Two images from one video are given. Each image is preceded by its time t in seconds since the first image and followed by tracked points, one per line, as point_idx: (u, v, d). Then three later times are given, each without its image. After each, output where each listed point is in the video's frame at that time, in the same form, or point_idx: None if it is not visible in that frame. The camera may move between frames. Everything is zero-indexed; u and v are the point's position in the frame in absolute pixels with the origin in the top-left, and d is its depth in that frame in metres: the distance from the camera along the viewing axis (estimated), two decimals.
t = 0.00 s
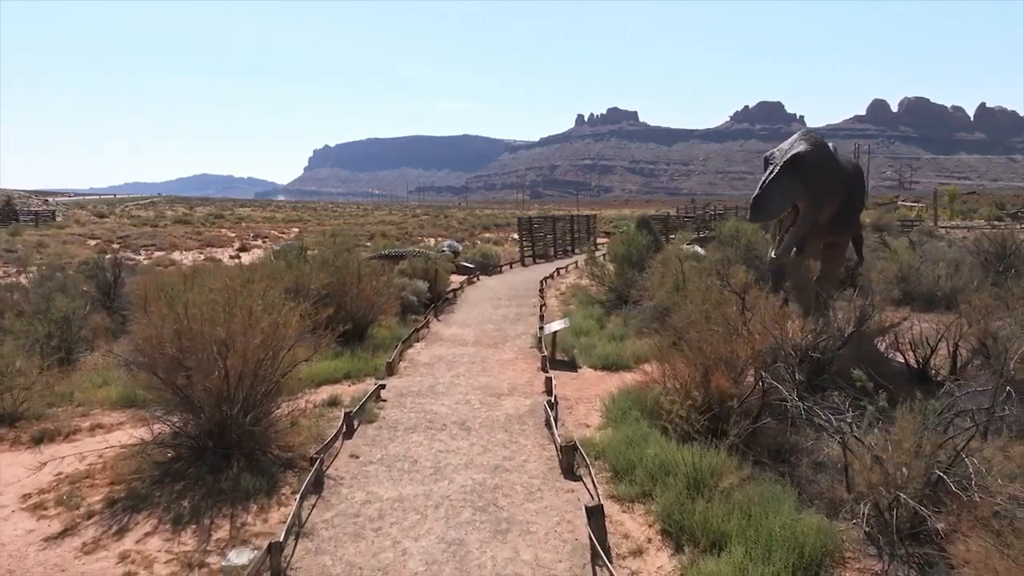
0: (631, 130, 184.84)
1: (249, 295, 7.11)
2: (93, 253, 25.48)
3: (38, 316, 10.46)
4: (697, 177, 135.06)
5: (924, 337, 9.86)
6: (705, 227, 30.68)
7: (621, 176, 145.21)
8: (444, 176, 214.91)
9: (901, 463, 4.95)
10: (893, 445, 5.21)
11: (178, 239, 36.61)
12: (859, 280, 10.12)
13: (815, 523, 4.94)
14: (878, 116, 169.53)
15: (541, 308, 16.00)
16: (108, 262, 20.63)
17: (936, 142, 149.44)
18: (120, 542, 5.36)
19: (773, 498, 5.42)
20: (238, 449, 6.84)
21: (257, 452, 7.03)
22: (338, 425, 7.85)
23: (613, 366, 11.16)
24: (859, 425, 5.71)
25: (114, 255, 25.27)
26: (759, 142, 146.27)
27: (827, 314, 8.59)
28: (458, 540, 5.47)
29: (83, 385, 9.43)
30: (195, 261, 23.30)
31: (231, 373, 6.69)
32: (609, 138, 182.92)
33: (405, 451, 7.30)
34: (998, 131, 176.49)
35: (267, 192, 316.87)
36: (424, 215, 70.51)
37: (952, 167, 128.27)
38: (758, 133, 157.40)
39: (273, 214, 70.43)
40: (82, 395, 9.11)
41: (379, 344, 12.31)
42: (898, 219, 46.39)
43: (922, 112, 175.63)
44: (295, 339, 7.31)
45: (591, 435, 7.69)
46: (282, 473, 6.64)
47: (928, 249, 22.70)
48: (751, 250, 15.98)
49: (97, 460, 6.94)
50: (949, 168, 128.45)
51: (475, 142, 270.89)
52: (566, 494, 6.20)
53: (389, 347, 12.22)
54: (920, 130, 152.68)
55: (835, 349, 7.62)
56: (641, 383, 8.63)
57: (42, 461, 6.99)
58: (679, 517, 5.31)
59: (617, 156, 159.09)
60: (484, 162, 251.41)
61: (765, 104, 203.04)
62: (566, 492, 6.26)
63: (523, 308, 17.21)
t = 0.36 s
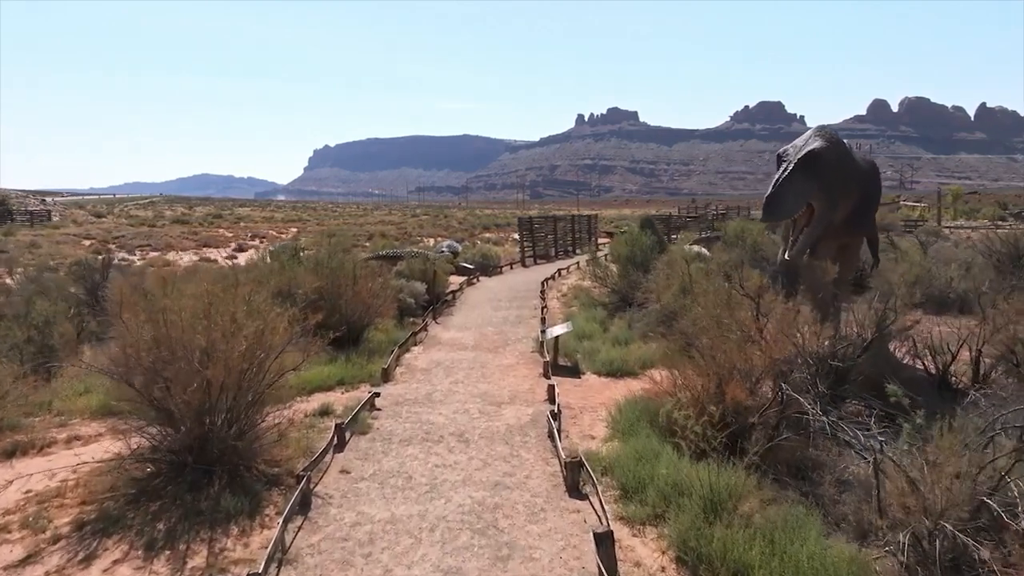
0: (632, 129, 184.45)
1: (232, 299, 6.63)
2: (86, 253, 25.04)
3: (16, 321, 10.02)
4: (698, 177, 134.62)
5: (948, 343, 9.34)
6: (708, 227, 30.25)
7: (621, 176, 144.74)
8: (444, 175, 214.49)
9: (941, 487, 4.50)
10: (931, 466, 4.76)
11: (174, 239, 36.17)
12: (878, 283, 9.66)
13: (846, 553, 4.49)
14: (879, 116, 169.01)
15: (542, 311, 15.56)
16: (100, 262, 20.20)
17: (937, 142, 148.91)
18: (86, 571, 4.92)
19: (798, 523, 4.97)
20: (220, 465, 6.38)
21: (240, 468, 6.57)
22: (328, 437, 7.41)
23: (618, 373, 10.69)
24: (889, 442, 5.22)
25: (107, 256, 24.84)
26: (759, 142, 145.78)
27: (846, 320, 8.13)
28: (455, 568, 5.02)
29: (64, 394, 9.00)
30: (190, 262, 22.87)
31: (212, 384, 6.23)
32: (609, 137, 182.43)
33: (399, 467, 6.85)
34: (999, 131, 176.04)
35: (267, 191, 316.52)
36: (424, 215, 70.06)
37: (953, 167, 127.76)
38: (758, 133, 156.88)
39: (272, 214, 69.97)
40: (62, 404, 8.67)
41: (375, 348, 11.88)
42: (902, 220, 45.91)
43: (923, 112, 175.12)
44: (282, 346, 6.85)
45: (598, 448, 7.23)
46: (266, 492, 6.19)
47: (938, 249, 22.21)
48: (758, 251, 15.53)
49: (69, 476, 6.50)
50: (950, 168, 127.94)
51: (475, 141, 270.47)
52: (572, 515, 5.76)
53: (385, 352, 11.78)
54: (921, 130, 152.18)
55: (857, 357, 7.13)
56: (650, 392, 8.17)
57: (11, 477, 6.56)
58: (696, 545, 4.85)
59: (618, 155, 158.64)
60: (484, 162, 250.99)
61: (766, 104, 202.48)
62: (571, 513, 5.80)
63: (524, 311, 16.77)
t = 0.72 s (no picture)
0: (632, 129, 184.04)
1: (215, 303, 6.23)
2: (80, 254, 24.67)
3: None
4: (699, 177, 134.21)
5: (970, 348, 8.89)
6: (711, 227, 29.84)
7: (621, 176, 144.31)
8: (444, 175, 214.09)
9: (988, 517, 4.08)
10: (974, 492, 4.34)
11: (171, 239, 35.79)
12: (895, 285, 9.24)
13: None
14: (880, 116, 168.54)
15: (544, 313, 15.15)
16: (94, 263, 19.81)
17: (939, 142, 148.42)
18: None
19: (826, 550, 4.55)
20: (201, 482, 5.96)
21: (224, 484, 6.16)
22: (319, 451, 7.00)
23: (623, 379, 10.28)
24: (923, 461, 4.79)
25: (101, 257, 24.46)
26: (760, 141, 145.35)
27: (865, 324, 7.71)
28: None
29: (44, 402, 8.60)
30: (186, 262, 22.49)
31: (193, 395, 5.81)
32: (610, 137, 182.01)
33: (393, 482, 6.44)
34: (1000, 131, 175.65)
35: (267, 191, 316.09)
36: (424, 215, 69.73)
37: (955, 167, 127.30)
38: (758, 132, 156.47)
39: (270, 214, 69.56)
40: (42, 413, 8.27)
41: (371, 353, 11.46)
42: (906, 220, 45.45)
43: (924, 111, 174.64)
44: (270, 354, 6.44)
45: (604, 462, 6.81)
46: (250, 511, 5.77)
47: (947, 250, 21.76)
48: (765, 253, 15.12)
49: (42, 494, 6.10)
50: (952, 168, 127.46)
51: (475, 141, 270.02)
52: (578, 538, 5.35)
53: (382, 357, 11.38)
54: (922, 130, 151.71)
55: (878, 364, 6.69)
56: (659, 401, 7.75)
57: None
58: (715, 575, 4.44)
59: (618, 155, 158.24)
60: (485, 161, 250.60)
61: (767, 104, 202.19)
62: (577, 535, 5.40)
63: (525, 313, 16.36)
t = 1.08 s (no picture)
0: (632, 129, 183.68)
1: (192, 310, 5.74)
2: (72, 255, 24.23)
3: None
4: (699, 176, 133.75)
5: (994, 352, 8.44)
6: (715, 227, 29.38)
7: (621, 176, 143.80)
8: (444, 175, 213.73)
9: None
10: None
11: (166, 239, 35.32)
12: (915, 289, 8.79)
13: None
14: (881, 116, 168.07)
15: (545, 316, 14.69)
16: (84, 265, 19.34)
17: (939, 141, 147.97)
18: None
19: None
20: (177, 505, 5.50)
21: (202, 505, 5.70)
22: (306, 467, 6.55)
23: (629, 386, 9.83)
24: (972, 491, 4.32)
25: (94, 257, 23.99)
26: (760, 141, 144.91)
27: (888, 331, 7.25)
28: None
29: (19, 412, 8.14)
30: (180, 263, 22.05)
31: (169, 411, 5.34)
32: (610, 137, 181.53)
33: (385, 502, 5.98)
34: (1001, 130, 175.05)
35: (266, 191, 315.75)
36: (423, 215, 69.29)
37: (956, 167, 126.79)
38: (759, 132, 156.02)
39: (269, 214, 69.16)
40: (15, 424, 7.81)
41: (366, 359, 11.00)
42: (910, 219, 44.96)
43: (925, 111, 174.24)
44: (253, 364, 5.96)
45: (612, 479, 6.34)
46: (229, 537, 5.33)
47: (957, 250, 21.26)
48: (773, 254, 14.66)
49: (8, 516, 5.67)
50: (953, 167, 126.95)
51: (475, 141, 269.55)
52: (585, 567, 4.90)
53: (377, 362, 10.92)
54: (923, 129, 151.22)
55: (905, 375, 6.23)
56: (669, 412, 7.28)
57: None
58: None
59: (619, 155, 157.77)
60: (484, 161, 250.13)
61: (767, 104, 201.72)
62: (584, 563, 4.95)
63: (527, 315, 15.90)
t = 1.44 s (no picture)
0: (632, 129, 183.15)
1: (166, 318, 5.25)
2: (64, 255, 23.79)
3: None
4: (700, 176, 133.25)
5: (1019, 358, 7.97)
6: (718, 228, 28.90)
7: (621, 176, 143.30)
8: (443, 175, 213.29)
9: None
10: None
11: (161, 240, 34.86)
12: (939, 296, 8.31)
13: None
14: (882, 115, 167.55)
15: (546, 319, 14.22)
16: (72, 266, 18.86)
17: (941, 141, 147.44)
18: None
19: None
20: (147, 532, 5.03)
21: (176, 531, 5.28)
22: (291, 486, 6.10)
23: (635, 395, 9.36)
24: None
25: (85, 258, 23.53)
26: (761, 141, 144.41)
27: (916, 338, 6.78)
28: None
29: None
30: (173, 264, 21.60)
31: (138, 430, 4.87)
32: (610, 137, 181.05)
33: (376, 526, 5.53)
34: (1002, 130, 174.51)
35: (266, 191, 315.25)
36: (423, 215, 68.84)
37: (957, 166, 126.24)
38: (759, 132, 155.55)
39: (267, 213, 68.63)
40: None
41: (359, 365, 10.54)
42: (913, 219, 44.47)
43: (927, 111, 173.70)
44: (233, 377, 5.47)
45: (621, 500, 5.87)
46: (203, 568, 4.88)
47: (968, 251, 20.75)
48: (780, 257, 14.20)
49: None
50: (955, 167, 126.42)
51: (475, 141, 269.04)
52: None
53: (372, 369, 10.45)
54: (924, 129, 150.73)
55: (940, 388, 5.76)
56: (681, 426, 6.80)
57: None
58: None
59: (618, 155, 157.26)
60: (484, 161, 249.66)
61: (768, 104, 201.32)
62: None
63: (527, 318, 15.44)
